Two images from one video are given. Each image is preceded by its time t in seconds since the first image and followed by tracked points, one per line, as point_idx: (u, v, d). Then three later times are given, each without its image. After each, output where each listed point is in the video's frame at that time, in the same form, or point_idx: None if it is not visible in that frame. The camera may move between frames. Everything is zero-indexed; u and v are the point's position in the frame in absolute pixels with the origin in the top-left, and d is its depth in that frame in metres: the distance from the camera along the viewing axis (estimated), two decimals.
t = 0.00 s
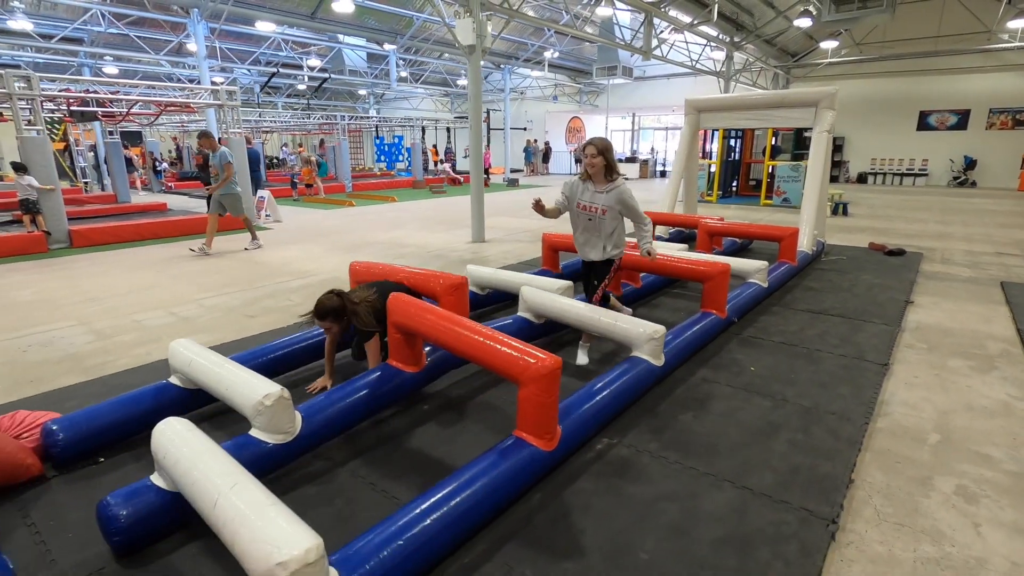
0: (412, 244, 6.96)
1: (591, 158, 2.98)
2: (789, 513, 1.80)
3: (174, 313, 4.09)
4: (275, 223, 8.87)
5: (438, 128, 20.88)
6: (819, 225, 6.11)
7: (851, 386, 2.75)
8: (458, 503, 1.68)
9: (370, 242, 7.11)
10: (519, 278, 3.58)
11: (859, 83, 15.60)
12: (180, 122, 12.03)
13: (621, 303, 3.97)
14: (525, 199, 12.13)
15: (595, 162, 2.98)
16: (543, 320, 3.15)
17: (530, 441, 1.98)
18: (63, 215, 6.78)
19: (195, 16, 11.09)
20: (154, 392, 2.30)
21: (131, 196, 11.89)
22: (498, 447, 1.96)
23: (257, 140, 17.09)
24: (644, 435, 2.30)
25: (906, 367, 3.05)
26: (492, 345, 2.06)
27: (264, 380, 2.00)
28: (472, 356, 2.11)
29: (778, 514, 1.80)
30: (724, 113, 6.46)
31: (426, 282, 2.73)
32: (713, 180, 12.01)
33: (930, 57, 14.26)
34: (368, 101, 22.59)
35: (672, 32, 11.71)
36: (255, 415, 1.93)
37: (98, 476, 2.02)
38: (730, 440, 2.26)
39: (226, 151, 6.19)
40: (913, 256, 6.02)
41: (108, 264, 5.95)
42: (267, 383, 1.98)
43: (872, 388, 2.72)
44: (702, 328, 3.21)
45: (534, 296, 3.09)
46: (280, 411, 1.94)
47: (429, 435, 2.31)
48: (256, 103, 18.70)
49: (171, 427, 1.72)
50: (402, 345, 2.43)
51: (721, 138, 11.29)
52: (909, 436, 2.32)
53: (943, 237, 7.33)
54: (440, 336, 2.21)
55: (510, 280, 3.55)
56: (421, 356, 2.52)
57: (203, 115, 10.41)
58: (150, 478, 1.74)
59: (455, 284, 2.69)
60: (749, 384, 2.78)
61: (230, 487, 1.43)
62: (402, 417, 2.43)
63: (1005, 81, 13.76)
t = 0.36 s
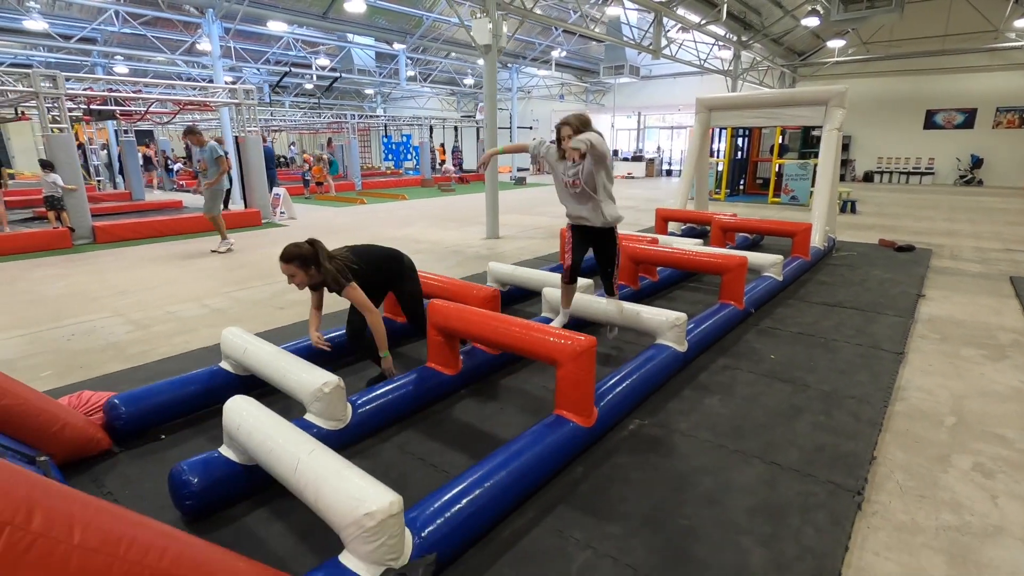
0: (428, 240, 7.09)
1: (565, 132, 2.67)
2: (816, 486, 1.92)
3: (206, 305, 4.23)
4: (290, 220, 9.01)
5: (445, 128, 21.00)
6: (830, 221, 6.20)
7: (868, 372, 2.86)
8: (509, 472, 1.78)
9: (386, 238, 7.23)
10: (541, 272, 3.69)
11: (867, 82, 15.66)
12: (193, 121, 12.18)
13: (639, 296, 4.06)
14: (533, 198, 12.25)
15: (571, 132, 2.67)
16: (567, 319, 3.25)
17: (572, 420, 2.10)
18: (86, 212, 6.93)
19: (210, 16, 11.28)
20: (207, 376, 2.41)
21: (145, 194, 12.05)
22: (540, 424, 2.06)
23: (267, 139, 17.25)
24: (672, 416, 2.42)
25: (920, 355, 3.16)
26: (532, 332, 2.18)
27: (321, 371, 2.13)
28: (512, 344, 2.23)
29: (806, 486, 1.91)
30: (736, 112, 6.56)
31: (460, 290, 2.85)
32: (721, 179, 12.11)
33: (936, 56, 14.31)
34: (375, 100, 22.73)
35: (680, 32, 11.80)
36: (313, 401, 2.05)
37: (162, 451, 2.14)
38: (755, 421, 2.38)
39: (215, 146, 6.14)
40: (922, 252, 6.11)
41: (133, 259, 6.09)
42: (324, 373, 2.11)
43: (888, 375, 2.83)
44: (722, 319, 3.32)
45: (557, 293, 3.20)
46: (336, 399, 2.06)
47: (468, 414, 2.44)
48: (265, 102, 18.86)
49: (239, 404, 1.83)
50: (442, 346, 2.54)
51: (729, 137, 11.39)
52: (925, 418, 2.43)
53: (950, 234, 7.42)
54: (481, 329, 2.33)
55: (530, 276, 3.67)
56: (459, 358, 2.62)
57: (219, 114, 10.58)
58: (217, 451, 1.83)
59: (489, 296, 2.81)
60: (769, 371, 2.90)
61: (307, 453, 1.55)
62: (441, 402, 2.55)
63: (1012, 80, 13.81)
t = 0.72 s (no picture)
0: (445, 241, 7.24)
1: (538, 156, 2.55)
2: (834, 472, 2.05)
3: (238, 302, 4.40)
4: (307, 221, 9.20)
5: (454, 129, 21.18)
6: (840, 224, 6.32)
7: (881, 369, 2.98)
8: (550, 459, 1.90)
9: (403, 238, 7.40)
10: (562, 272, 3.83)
11: (875, 85, 15.73)
12: (210, 123, 12.42)
13: (657, 296, 4.19)
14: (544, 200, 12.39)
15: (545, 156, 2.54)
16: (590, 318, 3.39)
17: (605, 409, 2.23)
18: (112, 212, 7.13)
19: (228, 21, 11.50)
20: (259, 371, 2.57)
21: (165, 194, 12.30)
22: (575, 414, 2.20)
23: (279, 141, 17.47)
24: (695, 409, 2.55)
25: (931, 353, 3.28)
26: (565, 329, 2.30)
27: (369, 363, 2.28)
28: (546, 339, 2.36)
29: (826, 472, 2.05)
30: (748, 116, 6.69)
31: (490, 288, 2.98)
32: (730, 181, 12.23)
33: (945, 59, 14.37)
34: (385, 101, 22.95)
35: (690, 36, 11.94)
36: (364, 390, 2.20)
37: (221, 437, 2.30)
38: (775, 414, 2.51)
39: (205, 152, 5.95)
40: (931, 254, 6.21)
41: (161, 258, 6.27)
42: (372, 364, 2.26)
43: (901, 372, 2.96)
44: (740, 318, 3.44)
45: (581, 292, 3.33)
46: (384, 388, 2.20)
47: (502, 405, 2.58)
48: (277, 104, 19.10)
49: (298, 391, 1.95)
50: (477, 341, 2.69)
51: (738, 140, 11.50)
52: (937, 412, 2.56)
53: (959, 237, 7.52)
54: (516, 323, 2.46)
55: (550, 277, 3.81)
56: (493, 353, 2.76)
57: (236, 117, 10.79)
58: (280, 437, 1.98)
59: (519, 292, 2.94)
60: (786, 367, 3.03)
61: (371, 436, 1.67)
62: (476, 394, 2.69)
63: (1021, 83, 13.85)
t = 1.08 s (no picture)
0: (458, 241, 7.40)
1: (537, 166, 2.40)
2: (842, 452, 2.19)
3: (265, 298, 4.57)
4: (322, 222, 9.40)
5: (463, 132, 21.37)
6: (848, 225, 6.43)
7: (887, 362, 3.11)
8: (576, 436, 2.05)
9: (418, 239, 7.57)
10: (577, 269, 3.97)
11: (883, 88, 15.80)
12: (225, 126, 12.65)
13: (668, 293, 4.32)
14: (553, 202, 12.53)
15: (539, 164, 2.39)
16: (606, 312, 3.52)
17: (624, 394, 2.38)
18: (136, 211, 7.34)
19: (245, 26, 11.76)
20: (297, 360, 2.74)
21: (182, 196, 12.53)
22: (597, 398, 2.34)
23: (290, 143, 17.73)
24: (709, 397, 2.70)
25: (935, 347, 3.41)
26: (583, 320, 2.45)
27: (401, 349, 2.43)
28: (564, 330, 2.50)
29: (833, 453, 2.19)
30: (757, 119, 6.83)
31: (511, 283, 3.13)
32: (738, 184, 12.34)
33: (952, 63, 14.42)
34: (394, 105, 23.18)
35: (698, 40, 12.07)
36: (397, 374, 2.34)
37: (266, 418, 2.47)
38: (785, 402, 2.65)
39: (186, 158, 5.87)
40: (938, 255, 6.32)
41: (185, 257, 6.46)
42: (404, 350, 2.40)
43: (905, 364, 3.09)
44: (749, 313, 3.58)
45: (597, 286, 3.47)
46: (416, 372, 2.35)
47: (526, 392, 2.74)
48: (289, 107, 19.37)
49: (341, 373, 2.10)
50: (500, 332, 2.84)
51: (746, 142, 11.62)
52: (940, 401, 2.69)
53: (966, 239, 7.61)
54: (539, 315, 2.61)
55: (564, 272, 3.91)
56: (515, 344, 2.91)
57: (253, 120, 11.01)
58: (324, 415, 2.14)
59: (539, 286, 3.08)
60: (795, 359, 3.17)
61: (414, 411, 1.82)
62: (499, 382, 2.84)
63: None
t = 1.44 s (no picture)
0: (476, 244, 7.57)
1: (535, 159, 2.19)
2: (859, 445, 2.32)
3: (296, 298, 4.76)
4: (341, 225, 9.61)
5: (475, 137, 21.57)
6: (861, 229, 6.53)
7: (901, 362, 3.23)
8: (609, 425, 2.19)
9: (437, 242, 7.74)
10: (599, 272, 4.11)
11: (895, 94, 15.83)
12: (246, 130, 12.94)
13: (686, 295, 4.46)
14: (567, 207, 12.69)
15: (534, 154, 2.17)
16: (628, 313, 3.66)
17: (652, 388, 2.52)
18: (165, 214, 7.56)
19: (266, 33, 12.04)
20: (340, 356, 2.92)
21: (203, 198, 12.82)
22: (627, 392, 2.49)
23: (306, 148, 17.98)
24: (730, 393, 2.83)
25: (947, 348, 3.52)
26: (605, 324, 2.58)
27: (441, 345, 2.58)
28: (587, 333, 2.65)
29: (851, 445, 2.32)
30: (770, 126, 6.95)
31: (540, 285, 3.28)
32: (750, 189, 12.45)
33: (965, 68, 14.42)
34: (407, 109, 23.46)
35: (710, 46, 12.17)
36: (439, 368, 2.49)
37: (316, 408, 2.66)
38: (803, 399, 2.78)
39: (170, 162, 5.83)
40: (950, 259, 6.40)
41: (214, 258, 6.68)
42: (445, 346, 2.56)
43: (918, 364, 3.21)
44: (766, 315, 3.70)
45: (619, 289, 3.61)
46: (456, 367, 2.50)
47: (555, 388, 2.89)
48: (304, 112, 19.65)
49: (390, 367, 2.26)
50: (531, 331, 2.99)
51: (758, 148, 11.72)
52: (952, 399, 2.81)
53: (979, 244, 7.67)
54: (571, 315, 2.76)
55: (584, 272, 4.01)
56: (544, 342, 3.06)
57: (273, 125, 11.28)
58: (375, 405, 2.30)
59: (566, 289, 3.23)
60: (812, 359, 3.30)
61: (463, 401, 1.97)
62: (530, 378, 3.00)
63: None
